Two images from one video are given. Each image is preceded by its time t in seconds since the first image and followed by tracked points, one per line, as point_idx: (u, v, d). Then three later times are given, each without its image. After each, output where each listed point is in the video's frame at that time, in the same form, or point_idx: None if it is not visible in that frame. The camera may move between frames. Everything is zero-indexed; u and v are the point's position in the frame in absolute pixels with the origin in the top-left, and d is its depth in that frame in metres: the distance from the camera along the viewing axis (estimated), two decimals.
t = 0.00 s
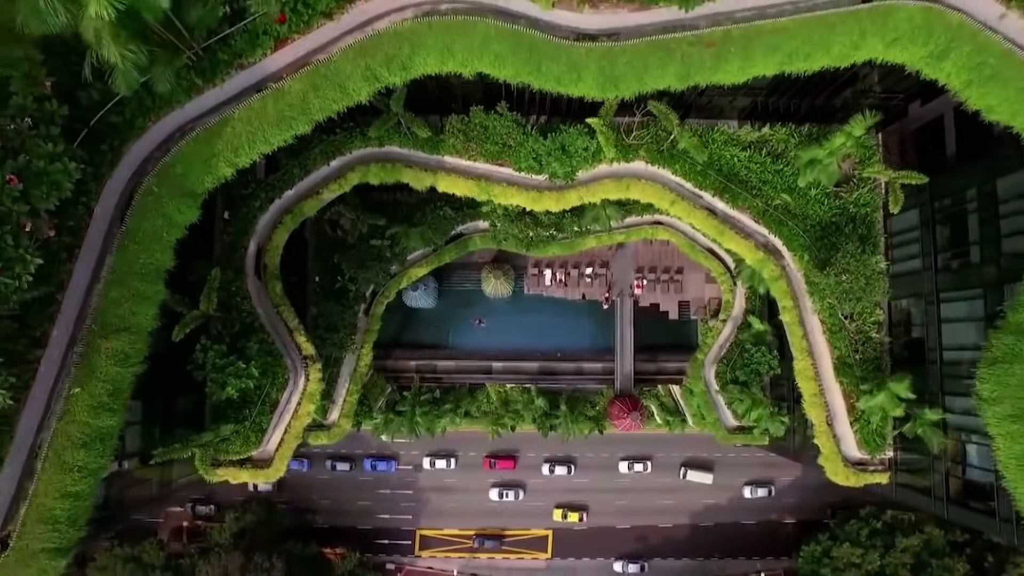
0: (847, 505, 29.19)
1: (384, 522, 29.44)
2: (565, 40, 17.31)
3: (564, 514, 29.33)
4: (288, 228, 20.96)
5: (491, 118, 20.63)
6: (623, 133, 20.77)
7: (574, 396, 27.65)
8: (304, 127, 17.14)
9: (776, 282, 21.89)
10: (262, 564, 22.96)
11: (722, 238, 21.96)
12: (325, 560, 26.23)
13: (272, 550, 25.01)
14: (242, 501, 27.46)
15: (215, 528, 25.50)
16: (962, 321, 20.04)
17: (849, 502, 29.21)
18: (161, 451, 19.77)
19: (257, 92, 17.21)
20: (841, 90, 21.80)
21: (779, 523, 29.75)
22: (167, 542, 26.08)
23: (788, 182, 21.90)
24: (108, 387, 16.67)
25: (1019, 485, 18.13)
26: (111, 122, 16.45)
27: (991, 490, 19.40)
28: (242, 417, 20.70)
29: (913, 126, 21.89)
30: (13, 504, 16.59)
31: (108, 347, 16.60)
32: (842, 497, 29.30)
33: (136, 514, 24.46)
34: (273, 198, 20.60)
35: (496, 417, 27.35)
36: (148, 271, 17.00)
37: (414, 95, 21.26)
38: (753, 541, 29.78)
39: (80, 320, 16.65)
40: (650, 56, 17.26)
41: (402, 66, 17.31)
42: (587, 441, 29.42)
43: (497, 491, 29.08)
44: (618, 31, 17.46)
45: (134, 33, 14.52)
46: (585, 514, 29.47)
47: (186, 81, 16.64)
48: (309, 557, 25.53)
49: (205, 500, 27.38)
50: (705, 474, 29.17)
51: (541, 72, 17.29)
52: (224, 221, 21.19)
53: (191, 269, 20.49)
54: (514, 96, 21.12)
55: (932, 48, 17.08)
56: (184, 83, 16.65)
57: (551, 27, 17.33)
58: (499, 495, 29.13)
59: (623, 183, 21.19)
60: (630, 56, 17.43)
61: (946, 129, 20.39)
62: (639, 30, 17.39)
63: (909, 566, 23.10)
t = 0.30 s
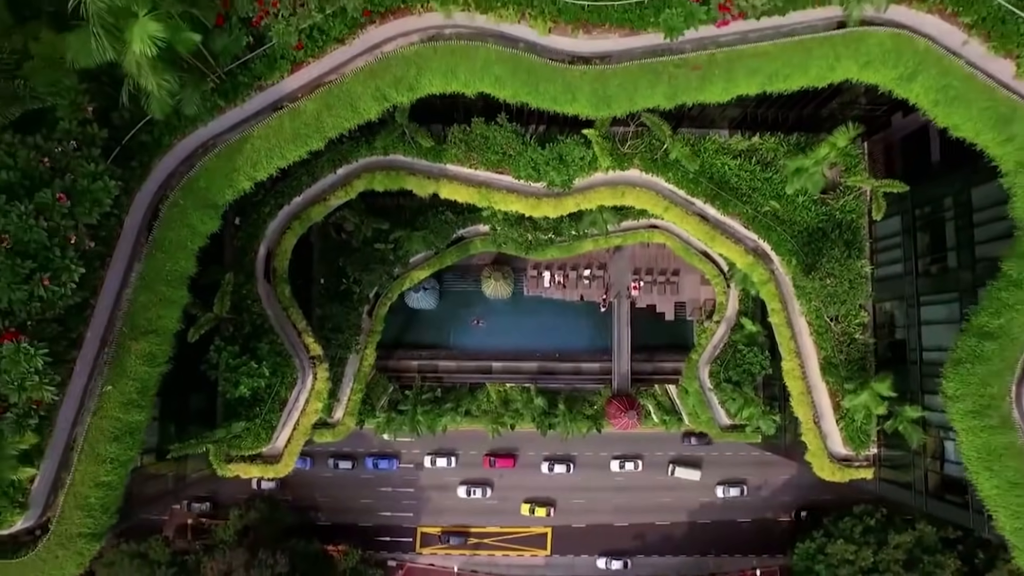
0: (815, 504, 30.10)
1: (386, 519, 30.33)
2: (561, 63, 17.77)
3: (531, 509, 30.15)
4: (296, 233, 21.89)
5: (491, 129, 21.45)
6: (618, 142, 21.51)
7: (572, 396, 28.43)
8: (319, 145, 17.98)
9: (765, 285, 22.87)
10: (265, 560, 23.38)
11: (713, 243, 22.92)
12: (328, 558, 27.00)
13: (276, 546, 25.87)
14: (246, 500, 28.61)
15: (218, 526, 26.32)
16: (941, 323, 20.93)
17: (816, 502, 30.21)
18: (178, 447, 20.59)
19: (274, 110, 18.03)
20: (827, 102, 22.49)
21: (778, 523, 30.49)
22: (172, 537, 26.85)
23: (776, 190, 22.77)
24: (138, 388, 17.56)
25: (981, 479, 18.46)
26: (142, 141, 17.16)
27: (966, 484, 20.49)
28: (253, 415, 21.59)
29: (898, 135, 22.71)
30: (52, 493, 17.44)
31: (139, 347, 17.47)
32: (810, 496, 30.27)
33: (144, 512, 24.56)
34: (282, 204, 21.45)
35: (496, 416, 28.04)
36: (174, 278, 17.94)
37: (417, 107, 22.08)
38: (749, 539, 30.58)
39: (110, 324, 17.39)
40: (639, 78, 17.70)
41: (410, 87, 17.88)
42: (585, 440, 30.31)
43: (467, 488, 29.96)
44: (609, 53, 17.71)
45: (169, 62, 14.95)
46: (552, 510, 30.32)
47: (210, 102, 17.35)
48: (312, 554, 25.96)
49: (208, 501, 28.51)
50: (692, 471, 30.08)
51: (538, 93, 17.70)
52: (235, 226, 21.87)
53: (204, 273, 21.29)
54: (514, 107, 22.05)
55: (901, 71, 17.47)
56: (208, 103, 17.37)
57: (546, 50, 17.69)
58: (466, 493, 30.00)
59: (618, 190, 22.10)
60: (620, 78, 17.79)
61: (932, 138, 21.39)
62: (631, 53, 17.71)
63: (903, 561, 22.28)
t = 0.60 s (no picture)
0: (789, 505, 31.00)
1: (388, 517, 31.16)
2: (558, 81, 18.41)
3: (509, 504, 30.98)
4: (303, 237, 22.78)
5: (491, 138, 22.21)
6: (615, 150, 22.23)
7: (571, 395, 29.54)
8: (332, 158, 18.60)
9: (756, 288, 23.78)
10: (269, 557, 24.42)
11: (706, 246, 23.84)
12: (330, 556, 27.98)
13: (280, 543, 26.68)
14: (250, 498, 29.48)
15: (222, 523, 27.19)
16: (923, 325, 21.66)
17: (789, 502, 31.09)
18: (191, 443, 21.36)
19: (289, 125, 18.75)
20: (816, 111, 23.10)
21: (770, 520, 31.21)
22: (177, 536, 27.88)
23: (767, 196, 23.56)
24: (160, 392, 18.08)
25: (951, 471, 18.33)
26: (165, 154, 17.78)
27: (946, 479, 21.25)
28: (262, 412, 22.26)
29: (886, 142, 23.32)
30: (81, 484, 17.91)
31: (159, 350, 17.86)
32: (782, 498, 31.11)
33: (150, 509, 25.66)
34: (290, 210, 22.18)
35: (496, 415, 29.44)
36: (195, 283, 18.47)
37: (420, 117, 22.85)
38: (747, 536, 31.35)
39: (135, 326, 17.93)
40: (630, 95, 18.32)
41: (416, 104, 18.44)
42: (584, 439, 31.18)
43: (445, 487, 30.81)
44: (604, 72, 18.39)
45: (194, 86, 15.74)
46: (530, 505, 31.11)
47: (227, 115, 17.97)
48: (315, 551, 27.02)
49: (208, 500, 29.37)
50: (684, 468, 30.95)
51: (537, 109, 18.30)
52: (243, 231, 22.33)
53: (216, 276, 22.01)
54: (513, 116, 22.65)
55: (880, 88, 17.73)
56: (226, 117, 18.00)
57: (543, 68, 18.31)
58: (445, 491, 30.87)
59: (614, 196, 22.94)
60: (612, 96, 18.39)
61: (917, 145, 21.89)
62: (625, 71, 18.34)
63: (897, 559, 22.76)
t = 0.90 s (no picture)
0: (756, 501, 32.62)
1: (391, 512, 32.74)
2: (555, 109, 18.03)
3: (483, 497, 32.45)
4: (318, 244, 24.14)
5: (494, 151, 23.66)
6: (609, 163, 23.52)
7: (569, 394, 30.93)
8: (353, 179, 18.23)
9: (742, 291, 25.29)
10: (276, 551, 25.58)
11: (695, 252, 25.36)
12: (336, 551, 29.42)
13: (287, 537, 27.67)
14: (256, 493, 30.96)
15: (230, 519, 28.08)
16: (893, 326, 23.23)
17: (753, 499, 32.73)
18: (215, 435, 22.63)
19: (312, 148, 18.25)
20: (797, 125, 24.59)
21: (767, 517, 32.83)
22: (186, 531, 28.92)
23: (751, 205, 25.14)
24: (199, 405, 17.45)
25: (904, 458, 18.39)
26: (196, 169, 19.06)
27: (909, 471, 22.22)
28: (279, 408, 23.78)
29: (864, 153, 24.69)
30: (130, 468, 17.41)
31: (204, 351, 17.41)
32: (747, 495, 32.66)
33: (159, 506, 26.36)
34: (305, 218, 23.57)
35: (497, 413, 30.66)
36: (233, 289, 17.95)
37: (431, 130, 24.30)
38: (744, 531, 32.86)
39: (175, 328, 17.40)
40: (620, 122, 17.85)
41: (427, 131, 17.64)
42: (582, 436, 32.74)
43: (421, 483, 32.28)
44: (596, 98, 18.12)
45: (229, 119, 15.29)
46: (504, 497, 32.51)
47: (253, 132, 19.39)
48: (321, 545, 28.27)
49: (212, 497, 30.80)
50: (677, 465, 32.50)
51: (537, 132, 17.72)
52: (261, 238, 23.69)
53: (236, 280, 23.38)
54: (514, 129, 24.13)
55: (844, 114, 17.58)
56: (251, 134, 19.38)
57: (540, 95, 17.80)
58: (422, 486, 32.34)
59: (608, 205, 24.43)
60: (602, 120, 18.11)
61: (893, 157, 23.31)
62: (617, 98, 17.96)
63: (885, 552, 24.62)
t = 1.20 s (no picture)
0: (721, 499, 34.24)
1: (395, 508, 34.35)
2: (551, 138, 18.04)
3: (459, 490, 34.17)
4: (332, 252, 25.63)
5: (495, 167, 25.39)
6: (602, 178, 25.18)
7: (568, 392, 32.74)
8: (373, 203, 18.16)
9: (726, 297, 27.03)
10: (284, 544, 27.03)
11: (683, 261, 27.10)
12: (341, 545, 30.70)
13: (295, 532, 28.98)
14: (263, 489, 32.75)
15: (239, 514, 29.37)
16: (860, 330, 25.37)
17: (717, 497, 34.36)
18: (239, 430, 24.60)
19: (336, 173, 18.06)
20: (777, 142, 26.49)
21: (760, 513, 34.37)
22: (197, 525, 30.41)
23: (734, 217, 27.04)
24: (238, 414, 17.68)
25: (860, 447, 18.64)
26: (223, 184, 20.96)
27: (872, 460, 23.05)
28: (297, 405, 25.76)
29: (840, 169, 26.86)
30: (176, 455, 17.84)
31: (243, 356, 17.48)
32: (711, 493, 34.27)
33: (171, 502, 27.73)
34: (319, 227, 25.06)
35: (497, 411, 32.24)
36: (266, 298, 17.86)
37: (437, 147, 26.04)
38: (732, 527, 34.30)
39: (214, 332, 17.67)
40: (607, 150, 17.74)
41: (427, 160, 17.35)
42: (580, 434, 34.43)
43: (399, 478, 33.86)
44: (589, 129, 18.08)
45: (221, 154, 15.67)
46: (479, 490, 34.27)
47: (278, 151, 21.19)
48: (326, 540, 29.60)
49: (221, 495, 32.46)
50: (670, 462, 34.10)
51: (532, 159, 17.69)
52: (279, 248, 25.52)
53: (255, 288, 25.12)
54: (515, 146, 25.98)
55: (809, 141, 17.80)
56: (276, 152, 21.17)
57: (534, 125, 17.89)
58: (400, 482, 33.89)
59: (602, 217, 26.09)
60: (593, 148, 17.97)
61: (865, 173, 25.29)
62: (611, 129, 17.88)
63: (871, 545, 25.91)
